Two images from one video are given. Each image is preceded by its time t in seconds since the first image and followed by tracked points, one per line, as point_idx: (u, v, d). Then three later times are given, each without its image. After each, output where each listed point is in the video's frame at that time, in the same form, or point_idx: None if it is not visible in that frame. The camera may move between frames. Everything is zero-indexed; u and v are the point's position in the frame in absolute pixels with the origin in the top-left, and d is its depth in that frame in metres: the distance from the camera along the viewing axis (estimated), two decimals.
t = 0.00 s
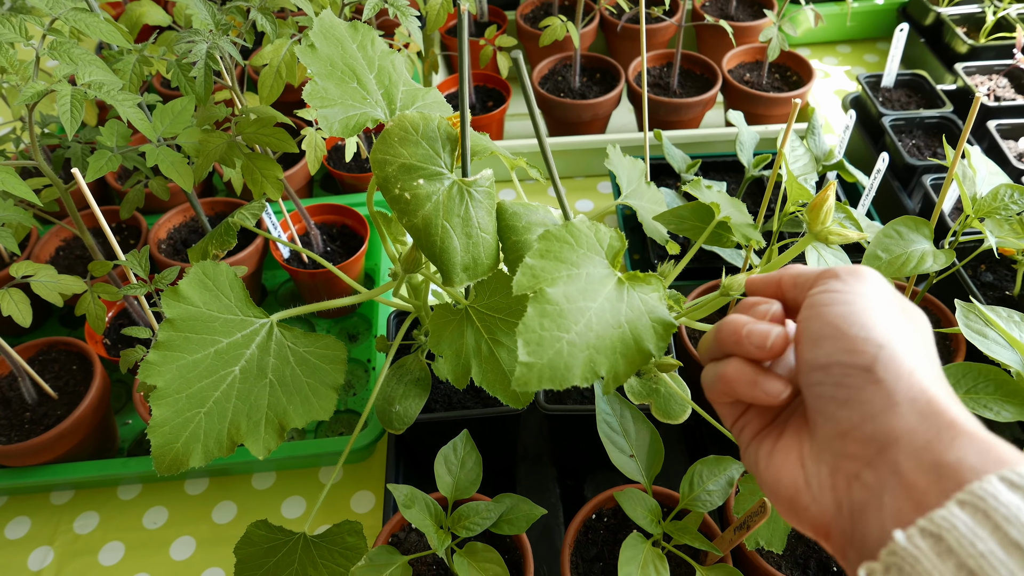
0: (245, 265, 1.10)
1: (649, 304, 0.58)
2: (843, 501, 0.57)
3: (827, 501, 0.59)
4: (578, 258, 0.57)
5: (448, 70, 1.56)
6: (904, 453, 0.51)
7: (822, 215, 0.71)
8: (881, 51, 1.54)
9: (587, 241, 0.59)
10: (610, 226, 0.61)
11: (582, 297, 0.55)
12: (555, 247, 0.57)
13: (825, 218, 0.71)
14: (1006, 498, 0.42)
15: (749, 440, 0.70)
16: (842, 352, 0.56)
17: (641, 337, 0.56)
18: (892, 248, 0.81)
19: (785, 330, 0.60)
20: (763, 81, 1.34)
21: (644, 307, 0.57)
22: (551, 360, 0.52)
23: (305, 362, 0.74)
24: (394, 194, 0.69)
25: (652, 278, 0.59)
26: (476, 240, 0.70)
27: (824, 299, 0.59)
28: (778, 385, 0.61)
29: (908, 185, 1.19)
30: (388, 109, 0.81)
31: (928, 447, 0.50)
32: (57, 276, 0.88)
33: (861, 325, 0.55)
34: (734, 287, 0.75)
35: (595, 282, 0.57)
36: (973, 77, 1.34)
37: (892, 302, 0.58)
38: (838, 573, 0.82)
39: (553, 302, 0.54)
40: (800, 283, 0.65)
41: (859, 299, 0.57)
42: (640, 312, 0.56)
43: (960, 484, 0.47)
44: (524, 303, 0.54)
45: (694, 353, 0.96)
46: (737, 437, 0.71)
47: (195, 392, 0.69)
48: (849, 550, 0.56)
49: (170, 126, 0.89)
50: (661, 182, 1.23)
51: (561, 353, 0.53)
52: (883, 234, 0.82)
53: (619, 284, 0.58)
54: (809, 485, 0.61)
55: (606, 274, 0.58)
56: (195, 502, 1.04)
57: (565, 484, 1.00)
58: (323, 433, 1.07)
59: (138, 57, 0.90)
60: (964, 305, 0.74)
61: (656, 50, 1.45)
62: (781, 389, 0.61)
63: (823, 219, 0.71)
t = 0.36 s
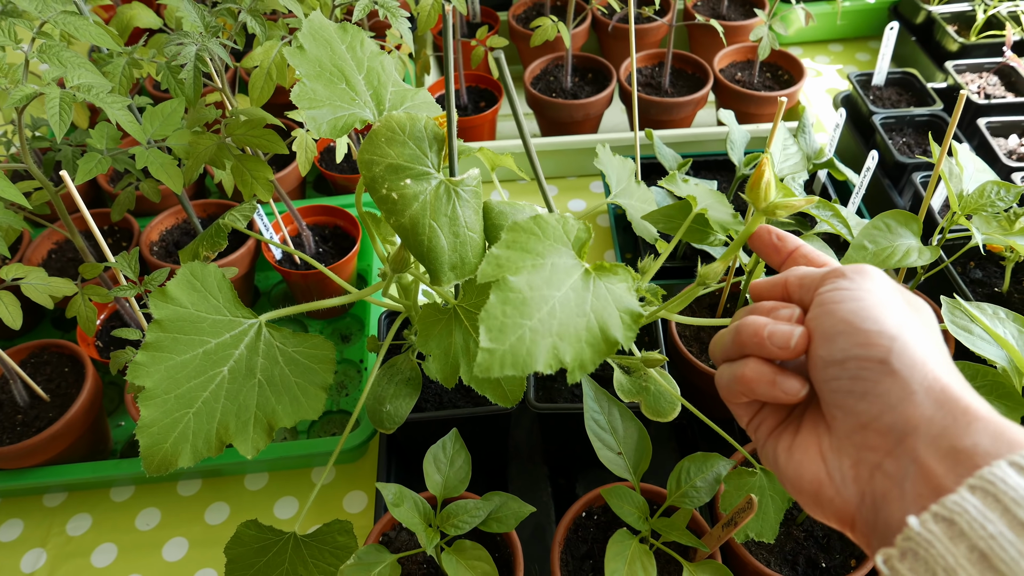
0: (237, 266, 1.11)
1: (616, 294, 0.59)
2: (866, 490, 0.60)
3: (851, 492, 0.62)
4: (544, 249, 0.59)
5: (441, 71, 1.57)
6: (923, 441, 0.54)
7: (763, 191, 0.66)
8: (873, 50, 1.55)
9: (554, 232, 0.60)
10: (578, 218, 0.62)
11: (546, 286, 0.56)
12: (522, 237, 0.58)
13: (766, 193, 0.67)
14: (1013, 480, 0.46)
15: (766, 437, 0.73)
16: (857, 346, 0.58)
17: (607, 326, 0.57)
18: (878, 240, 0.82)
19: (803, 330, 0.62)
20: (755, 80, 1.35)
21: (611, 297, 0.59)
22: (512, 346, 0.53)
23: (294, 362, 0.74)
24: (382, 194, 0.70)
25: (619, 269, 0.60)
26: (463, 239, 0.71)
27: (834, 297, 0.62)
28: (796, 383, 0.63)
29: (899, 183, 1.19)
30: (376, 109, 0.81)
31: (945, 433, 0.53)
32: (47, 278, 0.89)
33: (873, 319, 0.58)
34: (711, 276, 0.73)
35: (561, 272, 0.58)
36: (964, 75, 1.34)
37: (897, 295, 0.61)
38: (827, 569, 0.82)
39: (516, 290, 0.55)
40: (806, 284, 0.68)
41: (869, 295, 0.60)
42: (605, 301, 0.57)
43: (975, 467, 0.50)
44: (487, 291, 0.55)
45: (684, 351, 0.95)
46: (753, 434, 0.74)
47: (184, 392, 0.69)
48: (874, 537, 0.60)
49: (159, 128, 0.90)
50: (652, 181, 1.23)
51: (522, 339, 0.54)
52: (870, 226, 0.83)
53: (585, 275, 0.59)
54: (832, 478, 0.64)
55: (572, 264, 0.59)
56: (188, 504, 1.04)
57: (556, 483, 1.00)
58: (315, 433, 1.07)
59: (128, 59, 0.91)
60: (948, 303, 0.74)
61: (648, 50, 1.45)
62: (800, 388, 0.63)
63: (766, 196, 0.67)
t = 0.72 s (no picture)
0: (234, 257, 1.11)
1: (584, 298, 0.62)
2: (849, 508, 0.61)
3: (835, 510, 0.63)
4: (514, 253, 0.62)
5: (440, 64, 1.57)
6: (902, 455, 0.54)
7: (730, 213, 0.64)
8: (870, 47, 1.55)
9: (525, 237, 0.63)
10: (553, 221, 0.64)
11: (512, 290, 0.59)
12: (494, 241, 0.62)
13: (734, 213, 0.63)
14: (998, 500, 0.46)
15: (752, 450, 0.73)
16: (834, 359, 0.59)
17: (574, 330, 0.60)
18: (870, 245, 0.82)
19: (784, 342, 0.63)
20: (752, 76, 1.35)
21: (579, 301, 0.61)
22: (472, 350, 0.56)
23: (289, 351, 0.74)
24: (377, 183, 0.70)
25: (589, 274, 0.63)
26: (457, 230, 0.71)
27: (812, 307, 0.62)
28: (779, 398, 0.64)
29: (894, 180, 1.20)
30: (373, 100, 0.82)
31: (924, 447, 0.53)
32: (44, 266, 0.89)
33: (849, 331, 0.58)
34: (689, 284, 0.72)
35: (528, 275, 0.61)
36: (960, 73, 1.35)
37: (876, 303, 0.61)
38: (818, 561, 0.82)
39: (479, 295, 0.58)
40: (787, 291, 0.68)
41: (850, 305, 0.60)
42: (571, 305, 0.59)
43: (955, 484, 0.50)
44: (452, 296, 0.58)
45: (679, 344, 0.95)
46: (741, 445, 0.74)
47: (179, 379, 0.69)
48: (857, 554, 0.60)
49: (156, 117, 0.89)
50: (649, 176, 1.24)
51: (483, 344, 0.57)
52: (860, 231, 0.83)
53: (555, 278, 0.62)
54: (815, 494, 0.65)
55: (542, 267, 0.62)
56: (184, 493, 1.04)
57: (550, 475, 1.00)
58: (311, 424, 1.08)
59: (125, 48, 0.91)
60: (940, 296, 0.74)
61: (645, 45, 1.45)
62: (784, 402, 0.64)
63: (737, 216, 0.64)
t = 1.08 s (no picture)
0: (235, 257, 1.11)
1: (574, 299, 0.63)
2: (836, 551, 0.61)
3: (822, 553, 0.63)
4: (504, 253, 0.62)
5: (440, 64, 1.57)
6: (888, 500, 0.55)
7: (706, 230, 0.65)
8: (869, 47, 1.55)
9: (516, 237, 0.63)
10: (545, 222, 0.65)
11: (501, 290, 0.60)
12: (485, 241, 0.62)
13: (714, 231, 0.65)
14: (985, 548, 0.46)
15: (742, 483, 0.69)
16: (820, 400, 0.58)
17: (563, 331, 0.61)
18: (865, 246, 0.82)
19: (773, 381, 0.61)
20: (751, 76, 1.36)
21: (569, 302, 0.63)
22: (461, 349, 0.58)
23: (290, 350, 0.75)
24: (376, 184, 0.71)
25: (580, 274, 0.64)
26: (455, 229, 0.72)
27: (800, 344, 0.60)
28: (773, 440, 0.62)
29: (892, 179, 1.20)
30: (372, 101, 0.82)
31: (911, 492, 0.53)
32: (47, 265, 0.89)
33: (836, 370, 0.58)
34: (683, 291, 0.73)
35: (518, 275, 0.62)
36: (958, 73, 1.35)
37: (864, 338, 0.60)
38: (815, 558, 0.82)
39: (469, 293, 0.59)
40: (776, 319, 0.66)
41: (838, 342, 0.59)
42: (560, 306, 0.61)
43: (942, 530, 0.50)
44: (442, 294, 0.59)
45: (676, 344, 0.96)
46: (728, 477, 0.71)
47: (180, 378, 0.70)
48: None
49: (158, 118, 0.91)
50: (648, 176, 1.24)
51: (472, 343, 0.58)
52: (856, 231, 0.83)
53: (546, 279, 0.63)
54: (804, 535, 0.64)
55: (532, 267, 0.63)
56: (185, 491, 1.05)
57: (549, 473, 1.01)
58: (311, 422, 1.08)
59: (127, 49, 0.92)
60: (935, 296, 0.75)
61: (645, 45, 1.46)
62: (775, 443, 0.62)
63: (714, 234, 0.65)
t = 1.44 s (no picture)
0: (234, 256, 1.12)
1: (573, 295, 0.63)
2: (843, 553, 0.61)
3: (828, 555, 0.63)
4: (504, 248, 0.62)
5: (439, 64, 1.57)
6: (895, 502, 0.55)
7: (712, 225, 0.65)
8: (867, 46, 1.56)
9: (516, 232, 0.63)
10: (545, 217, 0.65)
11: (501, 285, 0.60)
12: (485, 236, 0.62)
13: (721, 229, 0.65)
14: (994, 550, 0.47)
15: (746, 483, 0.70)
16: (825, 401, 0.58)
17: (562, 326, 0.61)
18: (863, 241, 0.82)
19: (778, 382, 0.62)
20: (749, 75, 1.36)
21: (568, 297, 0.62)
22: (460, 343, 0.58)
23: (288, 347, 0.75)
24: (374, 181, 0.71)
25: (579, 270, 0.63)
26: (453, 226, 0.72)
27: (805, 344, 0.61)
28: (777, 440, 0.63)
29: (890, 177, 1.20)
30: (370, 99, 0.82)
31: (918, 494, 0.54)
32: (46, 265, 0.90)
33: (841, 370, 0.58)
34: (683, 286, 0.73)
35: (518, 270, 0.62)
36: (956, 71, 1.36)
37: (869, 338, 0.61)
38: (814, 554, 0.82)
39: (469, 288, 0.59)
40: (780, 319, 0.67)
41: (843, 341, 0.60)
42: (558, 301, 0.61)
43: (949, 532, 0.50)
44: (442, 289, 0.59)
45: (675, 341, 0.95)
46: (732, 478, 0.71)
47: (179, 375, 0.70)
48: None
49: (156, 117, 0.91)
50: (646, 175, 1.25)
51: (471, 337, 0.58)
52: (854, 227, 0.83)
53: (545, 275, 0.63)
54: (809, 537, 0.64)
55: (532, 263, 0.63)
56: (185, 490, 1.05)
57: (549, 471, 1.01)
58: (311, 421, 1.08)
59: (126, 49, 0.92)
60: (932, 291, 0.74)
61: (643, 44, 1.46)
62: (780, 444, 0.63)
63: (718, 231, 0.65)
